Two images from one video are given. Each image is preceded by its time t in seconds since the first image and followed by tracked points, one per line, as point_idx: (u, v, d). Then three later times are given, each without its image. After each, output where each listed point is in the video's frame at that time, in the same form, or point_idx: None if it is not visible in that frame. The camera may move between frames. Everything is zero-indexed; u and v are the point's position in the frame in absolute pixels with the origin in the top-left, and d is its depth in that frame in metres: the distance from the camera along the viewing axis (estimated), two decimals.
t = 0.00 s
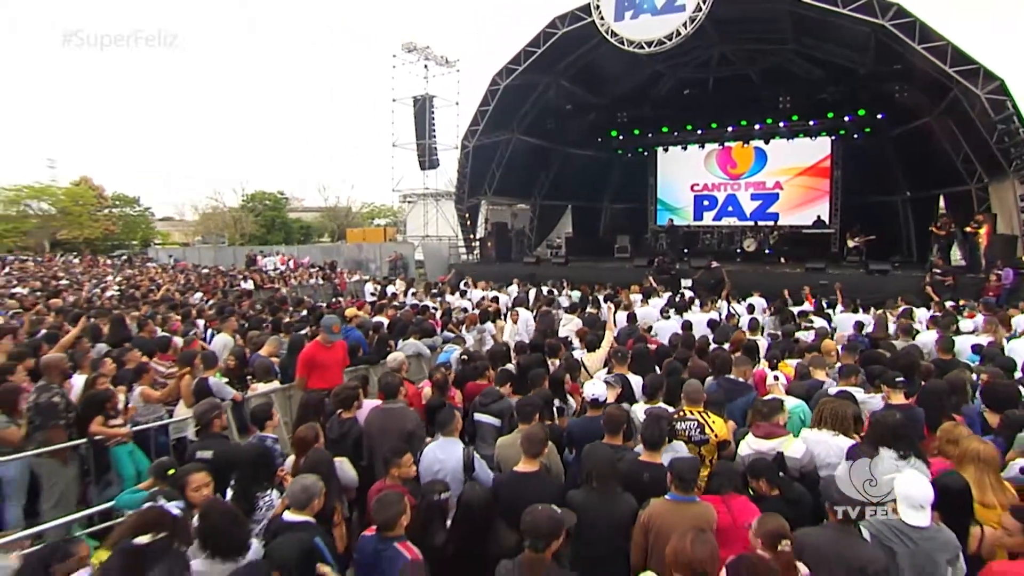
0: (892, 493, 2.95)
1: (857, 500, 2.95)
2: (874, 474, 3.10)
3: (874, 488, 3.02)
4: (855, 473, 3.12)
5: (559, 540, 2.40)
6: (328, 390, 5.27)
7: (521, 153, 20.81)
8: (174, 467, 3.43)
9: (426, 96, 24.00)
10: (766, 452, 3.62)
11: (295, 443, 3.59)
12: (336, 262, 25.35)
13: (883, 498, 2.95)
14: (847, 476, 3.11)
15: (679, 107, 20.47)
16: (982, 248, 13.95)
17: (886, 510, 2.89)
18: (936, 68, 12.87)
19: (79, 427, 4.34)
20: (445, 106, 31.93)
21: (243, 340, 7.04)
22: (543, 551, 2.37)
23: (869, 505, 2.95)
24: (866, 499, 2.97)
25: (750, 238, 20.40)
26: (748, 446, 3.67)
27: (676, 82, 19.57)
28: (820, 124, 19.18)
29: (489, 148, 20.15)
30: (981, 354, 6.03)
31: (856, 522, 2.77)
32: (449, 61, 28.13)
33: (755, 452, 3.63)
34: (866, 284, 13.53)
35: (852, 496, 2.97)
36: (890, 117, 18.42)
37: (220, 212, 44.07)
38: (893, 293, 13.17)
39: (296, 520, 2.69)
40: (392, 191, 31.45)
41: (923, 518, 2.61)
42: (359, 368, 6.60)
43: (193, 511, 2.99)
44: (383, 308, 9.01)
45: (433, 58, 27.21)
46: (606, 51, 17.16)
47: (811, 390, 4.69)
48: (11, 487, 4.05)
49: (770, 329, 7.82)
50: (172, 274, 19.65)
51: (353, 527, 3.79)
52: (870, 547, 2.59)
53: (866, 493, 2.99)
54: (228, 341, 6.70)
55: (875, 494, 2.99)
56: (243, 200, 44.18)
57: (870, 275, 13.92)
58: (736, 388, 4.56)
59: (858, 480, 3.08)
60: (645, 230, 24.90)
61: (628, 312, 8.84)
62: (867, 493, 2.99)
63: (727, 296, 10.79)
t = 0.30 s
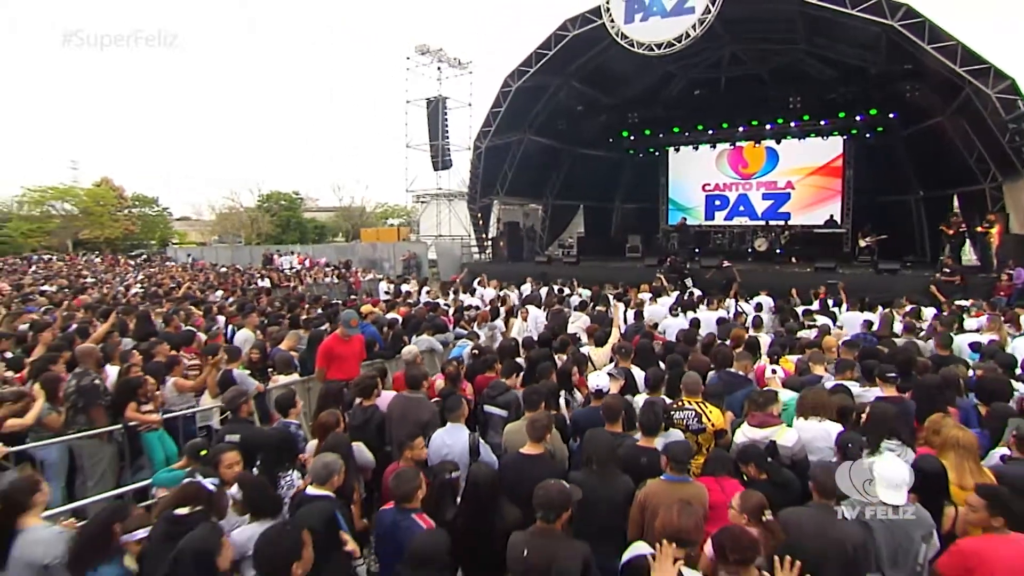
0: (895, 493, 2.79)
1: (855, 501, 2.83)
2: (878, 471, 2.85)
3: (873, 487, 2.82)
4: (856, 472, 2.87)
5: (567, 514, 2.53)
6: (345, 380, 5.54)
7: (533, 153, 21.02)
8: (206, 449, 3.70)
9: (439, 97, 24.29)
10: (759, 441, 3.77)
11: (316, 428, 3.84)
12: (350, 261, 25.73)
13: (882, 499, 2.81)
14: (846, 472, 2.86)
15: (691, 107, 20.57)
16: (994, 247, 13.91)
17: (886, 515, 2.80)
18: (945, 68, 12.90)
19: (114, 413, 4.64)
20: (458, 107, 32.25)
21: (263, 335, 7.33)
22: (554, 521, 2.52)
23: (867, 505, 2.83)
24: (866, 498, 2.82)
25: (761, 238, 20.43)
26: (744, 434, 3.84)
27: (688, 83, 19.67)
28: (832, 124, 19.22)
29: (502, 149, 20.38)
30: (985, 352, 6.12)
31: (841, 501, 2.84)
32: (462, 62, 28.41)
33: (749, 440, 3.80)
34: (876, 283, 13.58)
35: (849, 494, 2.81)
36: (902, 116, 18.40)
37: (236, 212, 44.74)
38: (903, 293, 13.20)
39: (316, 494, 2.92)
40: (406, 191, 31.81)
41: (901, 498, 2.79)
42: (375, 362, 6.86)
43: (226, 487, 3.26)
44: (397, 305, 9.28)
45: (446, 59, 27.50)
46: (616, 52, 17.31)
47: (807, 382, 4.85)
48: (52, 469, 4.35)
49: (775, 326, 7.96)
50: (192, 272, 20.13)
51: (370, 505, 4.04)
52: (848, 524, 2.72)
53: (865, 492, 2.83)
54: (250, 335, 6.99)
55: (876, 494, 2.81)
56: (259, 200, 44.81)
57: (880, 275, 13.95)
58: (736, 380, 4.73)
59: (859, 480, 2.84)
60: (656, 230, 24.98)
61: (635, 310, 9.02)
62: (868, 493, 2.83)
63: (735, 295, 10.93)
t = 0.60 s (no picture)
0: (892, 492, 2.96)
1: (853, 500, 2.96)
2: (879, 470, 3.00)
3: (873, 488, 2.97)
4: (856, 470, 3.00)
5: (567, 494, 2.61)
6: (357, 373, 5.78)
7: (541, 153, 21.20)
8: (229, 434, 3.90)
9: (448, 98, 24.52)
10: (752, 430, 3.97)
11: (332, 417, 4.05)
12: (361, 260, 26.04)
13: (882, 498, 2.96)
14: (850, 472, 2.99)
15: (698, 108, 20.67)
16: (1002, 247, 13.90)
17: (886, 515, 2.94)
18: (952, 68, 12.93)
19: (140, 403, 4.90)
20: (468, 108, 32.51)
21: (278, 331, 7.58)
22: (556, 500, 2.60)
23: (864, 505, 2.97)
24: (866, 498, 2.98)
25: (768, 238, 20.48)
26: (737, 424, 4.05)
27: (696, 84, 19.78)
28: (839, 124, 19.40)
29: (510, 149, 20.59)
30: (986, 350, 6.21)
31: (825, 485, 3.02)
32: (471, 64, 28.64)
33: (741, 429, 4.01)
34: (883, 283, 13.63)
35: (852, 494, 2.97)
36: (910, 116, 18.48)
37: (248, 213, 45.23)
38: (910, 293, 13.23)
39: (333, 474, 3.14)
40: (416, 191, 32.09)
41: (880, 481, 2.95)
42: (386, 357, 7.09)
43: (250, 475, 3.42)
44: (407, 303, 9.51)
45: (456, 61, 27.73)
46: (624, 53, 17.45)
47: (802, 376, 4.97)
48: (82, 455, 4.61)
49: (778, 324, 8.07)
50: (206, 271, 20.52)
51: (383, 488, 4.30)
52: (830, 506, 2.83)
53: (864, 492, 2.98)
54: (266, 331, 7.23)
55: (875, 493, 2.96)
56: (270, 201, 45.27)
57: (887, 275, 13.99)
58: (732, 374, 4.86)
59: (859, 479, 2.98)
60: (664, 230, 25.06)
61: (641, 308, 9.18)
62: (867, 493, 2.97)
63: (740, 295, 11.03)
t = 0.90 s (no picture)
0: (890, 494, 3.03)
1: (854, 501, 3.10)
2: (875, 471, 3.10)
3: (873, 488, 3.08)
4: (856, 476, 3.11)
5: (558, 475, 2.75)
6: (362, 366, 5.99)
7: (545, 154, 21.36)
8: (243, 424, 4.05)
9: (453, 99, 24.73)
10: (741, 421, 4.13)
11: (342, 407, 4.25)
12: (367, 259, 26.28)
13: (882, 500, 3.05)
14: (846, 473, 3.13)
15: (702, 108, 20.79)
16: (1002, 247, 13.97)
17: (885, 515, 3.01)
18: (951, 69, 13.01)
19: (155, 395, 5.09)
20: (473, 108, 32.71)
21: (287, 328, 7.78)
22: (548, 480, 2.72)
23: (867, 505, 3.08)
24: (866, 499, 3.08)
25: (771, 237, 20.58)
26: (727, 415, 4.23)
27: (699, 84, 19.91)
28: (842, 124, 19.44)
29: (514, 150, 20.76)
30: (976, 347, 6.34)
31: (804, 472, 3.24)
32: (476, 65, 28.84)
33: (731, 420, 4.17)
34: (882, 283, 13.75)
35: (850, 495, 3.11)
36: (912, 116, 18.50)
37: (255, 213, 45.57)
38: (909, 292, 13.33)
39: (347, 459, 3.31)
40: (421, 191, 32.33)
41: (857, 465, 3.13)
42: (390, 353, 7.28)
43: (260, 463, 3.43)
44: (412, 301, 9.70)
45: (460, 62, 27.92)
46: (627, 54, 17.60)
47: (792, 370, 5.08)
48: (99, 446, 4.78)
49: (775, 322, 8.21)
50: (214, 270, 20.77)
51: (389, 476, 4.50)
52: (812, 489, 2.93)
53: (865, 493, 3.09)
54: (275, 328, 7.43)
55: (875, 494, 3.07)
56: (277, 201, 45.58)
57: (887, 274, 14.09)
58: (725, 368, 4.97)
59: (859, 484, 3.09)
60: (668, 230, 25.18)
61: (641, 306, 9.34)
62: (867, 494, 3.08)
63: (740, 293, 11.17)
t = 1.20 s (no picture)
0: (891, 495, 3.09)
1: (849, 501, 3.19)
2: (874, 469, 3.16)
3: (873, 488, 3.14)
4: (855, 472, 3.19)
5: (540, 458, 2.92)
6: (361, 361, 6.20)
7: (544, 154, 21.54)
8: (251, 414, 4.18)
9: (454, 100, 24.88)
10: (728, 414, 4.34)
11: (344, 398, 4.44)
12: (368, 259, 26.47)
13: (881, 500, 3.12)
14: (848, 476, 3.20)
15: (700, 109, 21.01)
16: (994, 246, 14.14)
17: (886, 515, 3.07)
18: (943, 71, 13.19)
19: (164, 389, 5.26)
20: (473, 109, 32.90)
21: (290, 325, 7.97)
22: (532, 462, 2.92)
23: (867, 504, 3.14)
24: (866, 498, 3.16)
25: (768, 237, 20.74)
26: (715, 407, 4.43)
27: (697, 85, 20.09)
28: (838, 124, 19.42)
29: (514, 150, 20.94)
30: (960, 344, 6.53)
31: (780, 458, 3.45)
32: (476, 66, 29.02)
33: (718, 413, 4.37)
34: (878, 282, 13.92)
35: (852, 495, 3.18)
36: (908, 117, 18.63)
37: (256, 213, 45.73)
38: (903, 291, 13.51)
39: (353, 446, 3.48)
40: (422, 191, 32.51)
41: (830, 453, 3.30)
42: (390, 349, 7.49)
43: (265, 451, 3.53)
44: (413, 299, 9.89)
45: (460, 63, 28.11)
46: (625, 55, 17.79)
47: (778, 365, 5.23)
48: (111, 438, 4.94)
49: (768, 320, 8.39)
50: (215, 269, 20.94)
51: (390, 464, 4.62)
52: (784, 475, 3.11)
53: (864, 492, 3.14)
54: (279, 324, 7.61)
55: (875, 494, 3.13)
56: (278, 201, 45.75)
57: (882, 274, 14.26)
58: (714, 363, 5.13)
59: (857, 483, 3.17)
60: (666, 229, 25.35)
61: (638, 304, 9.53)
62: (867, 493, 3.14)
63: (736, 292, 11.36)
